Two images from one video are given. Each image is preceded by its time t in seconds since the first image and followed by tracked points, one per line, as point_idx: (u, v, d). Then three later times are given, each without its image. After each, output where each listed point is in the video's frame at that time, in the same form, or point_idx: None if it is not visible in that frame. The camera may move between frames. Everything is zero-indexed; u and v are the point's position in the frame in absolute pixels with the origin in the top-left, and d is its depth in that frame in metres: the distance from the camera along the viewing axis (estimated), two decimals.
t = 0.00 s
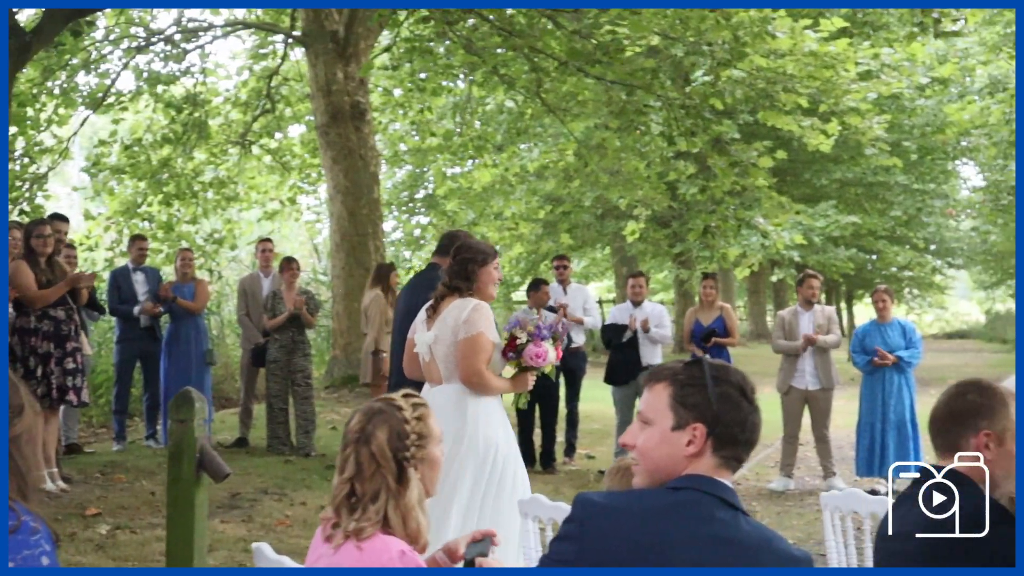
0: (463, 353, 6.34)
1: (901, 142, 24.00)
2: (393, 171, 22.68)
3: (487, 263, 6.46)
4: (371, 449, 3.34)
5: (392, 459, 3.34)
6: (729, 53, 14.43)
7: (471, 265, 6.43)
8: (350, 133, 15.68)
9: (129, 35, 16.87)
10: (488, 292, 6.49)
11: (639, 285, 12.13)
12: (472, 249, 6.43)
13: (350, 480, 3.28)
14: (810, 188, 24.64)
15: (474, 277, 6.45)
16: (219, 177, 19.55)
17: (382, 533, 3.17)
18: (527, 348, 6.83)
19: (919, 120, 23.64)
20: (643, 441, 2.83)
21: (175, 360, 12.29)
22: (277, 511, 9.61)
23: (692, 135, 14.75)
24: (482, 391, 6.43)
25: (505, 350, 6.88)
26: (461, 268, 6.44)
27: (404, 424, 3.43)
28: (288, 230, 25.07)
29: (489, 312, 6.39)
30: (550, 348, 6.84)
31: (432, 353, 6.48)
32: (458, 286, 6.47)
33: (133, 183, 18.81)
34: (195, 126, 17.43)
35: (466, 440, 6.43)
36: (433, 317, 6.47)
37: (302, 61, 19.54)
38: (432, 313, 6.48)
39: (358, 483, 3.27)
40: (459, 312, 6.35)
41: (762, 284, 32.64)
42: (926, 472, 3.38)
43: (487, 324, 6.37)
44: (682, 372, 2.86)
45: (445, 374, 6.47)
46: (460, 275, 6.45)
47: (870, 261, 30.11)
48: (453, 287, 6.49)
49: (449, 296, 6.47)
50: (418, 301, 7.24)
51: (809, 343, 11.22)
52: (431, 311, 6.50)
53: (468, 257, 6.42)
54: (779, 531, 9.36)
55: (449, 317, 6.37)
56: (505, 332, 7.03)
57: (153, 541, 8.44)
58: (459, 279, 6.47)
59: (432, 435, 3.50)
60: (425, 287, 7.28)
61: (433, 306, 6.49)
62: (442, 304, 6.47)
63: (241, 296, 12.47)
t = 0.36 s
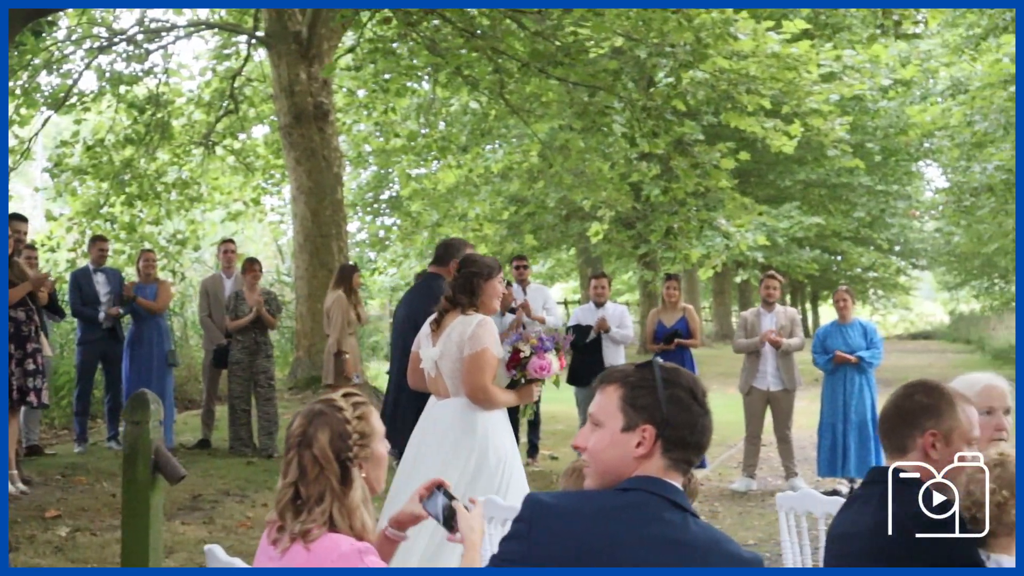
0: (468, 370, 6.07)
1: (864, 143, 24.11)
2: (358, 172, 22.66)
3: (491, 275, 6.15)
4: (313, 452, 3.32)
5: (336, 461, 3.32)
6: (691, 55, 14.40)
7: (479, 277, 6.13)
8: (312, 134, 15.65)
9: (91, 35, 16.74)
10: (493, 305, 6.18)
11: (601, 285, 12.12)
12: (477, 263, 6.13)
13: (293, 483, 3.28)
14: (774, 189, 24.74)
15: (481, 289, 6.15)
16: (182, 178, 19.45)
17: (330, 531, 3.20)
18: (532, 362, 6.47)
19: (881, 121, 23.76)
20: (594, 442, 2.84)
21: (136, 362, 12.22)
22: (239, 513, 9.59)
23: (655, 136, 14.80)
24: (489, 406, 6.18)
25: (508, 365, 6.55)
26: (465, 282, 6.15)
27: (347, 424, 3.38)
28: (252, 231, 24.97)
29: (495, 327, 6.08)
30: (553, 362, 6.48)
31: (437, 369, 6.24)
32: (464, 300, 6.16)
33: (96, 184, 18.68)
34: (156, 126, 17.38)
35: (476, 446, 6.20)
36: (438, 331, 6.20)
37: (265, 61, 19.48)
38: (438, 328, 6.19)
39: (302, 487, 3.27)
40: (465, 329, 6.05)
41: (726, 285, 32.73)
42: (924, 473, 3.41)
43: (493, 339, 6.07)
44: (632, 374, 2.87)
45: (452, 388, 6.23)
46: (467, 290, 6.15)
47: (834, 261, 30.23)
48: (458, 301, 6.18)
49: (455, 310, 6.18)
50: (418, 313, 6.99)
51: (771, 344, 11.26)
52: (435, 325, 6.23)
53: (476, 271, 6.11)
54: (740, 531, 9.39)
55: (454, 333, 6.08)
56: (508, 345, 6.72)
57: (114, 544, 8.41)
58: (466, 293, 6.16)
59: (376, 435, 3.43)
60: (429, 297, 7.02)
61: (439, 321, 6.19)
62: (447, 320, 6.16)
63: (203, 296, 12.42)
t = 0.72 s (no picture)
0: (484, 364, 6.27)
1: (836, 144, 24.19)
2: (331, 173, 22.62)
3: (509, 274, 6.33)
4: (267, 453, 3.32)
5: (290, 461, 3.32)
6: (662, 56, 14.40)
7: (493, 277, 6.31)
8: (284, 134, 15.64)
9: (61, 33, 16.68)
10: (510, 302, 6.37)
11: (571, 285, 12.16)
12: (495, 259, 6.30)
13: (249, 485, 3.28)
14: (746, 190, 24.81)
15: (497, 288, 6.33)
16: (153, 178, 19.39)
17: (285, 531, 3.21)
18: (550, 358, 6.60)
19: (853, 123, 23.85)
20: (553, 443, 2.85)
21: (106, 363, 12.20)
22: (208, 514, 9.57)
23: (626, 137, 14.82)
24: (504, 402, 6.36)
25: (527, 360, 6.64)
26: (483, 279, 6.34)
27: (300, 424, 3.38)
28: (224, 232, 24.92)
29: (510, 321, 6.28)
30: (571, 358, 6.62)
31: (454, 363, 6.43)
32: (482, 297, 6.36)
33: (66, 184, 18.60)
34: (128, 126, 17.33)
35: (490, 435, 6.35)
36: (456, 326, 6.42)
37: (237, 60, 19.44)
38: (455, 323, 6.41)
39: (256, 488, 3.27)
40: (480, 324, 6.25)
41: (700, 286, 32.79)
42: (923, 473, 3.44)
43: (508, 334, 6.27)
44: (591, 375, 2.87)
45: (467, 383, 6.42)
46: (483, 287, 6.35)
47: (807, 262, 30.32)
48: (476, 298, 6.37)
49: (471, 306, 6.39)
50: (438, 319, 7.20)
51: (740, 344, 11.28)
52: (453, 320, 6.45)
53: (490, 267, 6.30)
54: (710, 531, 9.41)
55: (469, 328, 6.29)
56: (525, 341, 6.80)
57: (82, 544, 8.39)
58: (482, 290, 6.36)
59: (331, 432, 3.44)
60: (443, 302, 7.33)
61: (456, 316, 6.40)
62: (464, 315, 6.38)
63: (173, 296, 12.38)
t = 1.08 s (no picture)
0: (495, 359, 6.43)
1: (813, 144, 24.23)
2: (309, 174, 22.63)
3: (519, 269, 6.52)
4: (227, 455, 3.35)
5: (250, 461, 3.35)
6: (637, 57, 14.41)
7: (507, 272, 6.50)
8: (261, 134, 15.62)
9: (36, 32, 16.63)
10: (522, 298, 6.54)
11: (548, 286, 12.18)
12: (509, 258, 6.51)
13: (209, 486, 3.31)
14: (724, 190, 24.83)
15: (510, 283, 6.52)
16: (130, 178, 19.35)
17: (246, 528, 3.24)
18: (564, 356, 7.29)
19: (830, 123, 23.90)
20: (516, 444, 2.85)
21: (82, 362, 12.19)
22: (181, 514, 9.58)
23: (601, 138, 14.83)
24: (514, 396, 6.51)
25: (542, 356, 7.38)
26: (496, 276, 6.54)
27: (259, 423, 3.40)
28: (201, 232, 24.90)
29: (521, 317, 6.44)
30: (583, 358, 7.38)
31: (466, 358, 6.60)
32: (496, 292, 6.54)
33: (42, 184, 18.55)
34: (104, 126, 17.29)
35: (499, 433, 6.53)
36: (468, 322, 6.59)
37: (214, 60, 19.40)
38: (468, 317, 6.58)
39: (217, 489, 3.30)
40: (492, 319, 6.42)
41: (678, 286, 32.85)
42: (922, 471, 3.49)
43: (519, 330, 6.42)
44: (553, 376, 2.88)
45: (478, 379, 6.57)
46: (497, 283, 6.53)
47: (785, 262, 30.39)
48: (489, 294, 6.55)
49: (484, 301, 6.56)
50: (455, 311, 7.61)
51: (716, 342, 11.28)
52: (466, 316, 6.62)
53: (504, 263, 6.50)
54: (684, 531, 9.43)
55: (482, 323, 6.46)
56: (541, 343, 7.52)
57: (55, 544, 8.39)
58: (496, 286, 6.54)
59: (288, 430, 3.48)
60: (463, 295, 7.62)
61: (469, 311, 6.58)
62: (478, 309, 6.55)
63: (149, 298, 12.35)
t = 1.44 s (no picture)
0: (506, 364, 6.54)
1: (790, 145, 24.28)
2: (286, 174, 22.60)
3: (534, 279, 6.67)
4: (187, 456, 3.39)
5: (210, 462, 3.38)
6: (613, 57, 14.41)
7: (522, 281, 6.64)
8: (236, 134, 15.59)
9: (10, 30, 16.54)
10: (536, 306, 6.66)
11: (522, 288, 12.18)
12: (524, 265, 6.67)
13: (169, 488, 3.35)
14: (701, 191, 24.87)
15: (524, 292, 6.66)
16: (104, 178, 19.27)
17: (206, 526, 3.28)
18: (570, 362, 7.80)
19: (806, 124, 23.94)
20: (477, 443, 2.85)
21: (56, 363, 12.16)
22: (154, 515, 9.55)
23: (577, 137, 14.84)
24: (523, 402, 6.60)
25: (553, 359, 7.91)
26: (511, 283, 6.66)
27: (217, 423, 3.44)
28: (176, 231, 24.82)
29: (533, 323, 6.57)
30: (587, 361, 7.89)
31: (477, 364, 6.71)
32: (510, 300, 6.66)
33: (16, 185, 18.46)
34: (78, 125, 17.22)
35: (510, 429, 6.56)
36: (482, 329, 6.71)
37: (189, 60, 19.33)
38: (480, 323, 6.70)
39: (176, 492, 3.33)
40: (504, 326, 6.54)
41: (655, 286, 32.88)
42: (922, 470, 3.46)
43: (532, 336, 6.54)
44: (514, 376, 2.89)
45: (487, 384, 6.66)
46: (512, 292, 6.66)
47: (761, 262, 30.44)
48: (502, 301, 6.67)
49: (497, 307, 6.68)
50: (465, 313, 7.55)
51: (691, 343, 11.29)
52: (479, 323, 6.75)
53: (520, 272, 6.65)
54: (657, 531, 9.44)
55: (495, 330, 6.58)
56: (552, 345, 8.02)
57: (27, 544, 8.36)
58: (511, 293, 6.67)
59: (247, 426, 3.51)
60: (473, 298, 7.55)
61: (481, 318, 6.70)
62: (490, 316, 6.67)
63: (123, 298, 12.33)
